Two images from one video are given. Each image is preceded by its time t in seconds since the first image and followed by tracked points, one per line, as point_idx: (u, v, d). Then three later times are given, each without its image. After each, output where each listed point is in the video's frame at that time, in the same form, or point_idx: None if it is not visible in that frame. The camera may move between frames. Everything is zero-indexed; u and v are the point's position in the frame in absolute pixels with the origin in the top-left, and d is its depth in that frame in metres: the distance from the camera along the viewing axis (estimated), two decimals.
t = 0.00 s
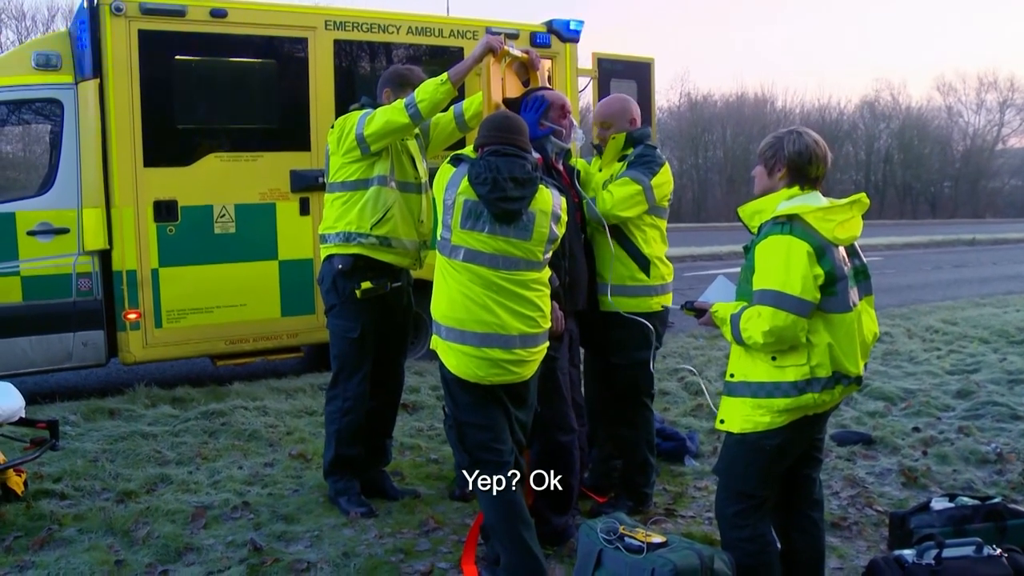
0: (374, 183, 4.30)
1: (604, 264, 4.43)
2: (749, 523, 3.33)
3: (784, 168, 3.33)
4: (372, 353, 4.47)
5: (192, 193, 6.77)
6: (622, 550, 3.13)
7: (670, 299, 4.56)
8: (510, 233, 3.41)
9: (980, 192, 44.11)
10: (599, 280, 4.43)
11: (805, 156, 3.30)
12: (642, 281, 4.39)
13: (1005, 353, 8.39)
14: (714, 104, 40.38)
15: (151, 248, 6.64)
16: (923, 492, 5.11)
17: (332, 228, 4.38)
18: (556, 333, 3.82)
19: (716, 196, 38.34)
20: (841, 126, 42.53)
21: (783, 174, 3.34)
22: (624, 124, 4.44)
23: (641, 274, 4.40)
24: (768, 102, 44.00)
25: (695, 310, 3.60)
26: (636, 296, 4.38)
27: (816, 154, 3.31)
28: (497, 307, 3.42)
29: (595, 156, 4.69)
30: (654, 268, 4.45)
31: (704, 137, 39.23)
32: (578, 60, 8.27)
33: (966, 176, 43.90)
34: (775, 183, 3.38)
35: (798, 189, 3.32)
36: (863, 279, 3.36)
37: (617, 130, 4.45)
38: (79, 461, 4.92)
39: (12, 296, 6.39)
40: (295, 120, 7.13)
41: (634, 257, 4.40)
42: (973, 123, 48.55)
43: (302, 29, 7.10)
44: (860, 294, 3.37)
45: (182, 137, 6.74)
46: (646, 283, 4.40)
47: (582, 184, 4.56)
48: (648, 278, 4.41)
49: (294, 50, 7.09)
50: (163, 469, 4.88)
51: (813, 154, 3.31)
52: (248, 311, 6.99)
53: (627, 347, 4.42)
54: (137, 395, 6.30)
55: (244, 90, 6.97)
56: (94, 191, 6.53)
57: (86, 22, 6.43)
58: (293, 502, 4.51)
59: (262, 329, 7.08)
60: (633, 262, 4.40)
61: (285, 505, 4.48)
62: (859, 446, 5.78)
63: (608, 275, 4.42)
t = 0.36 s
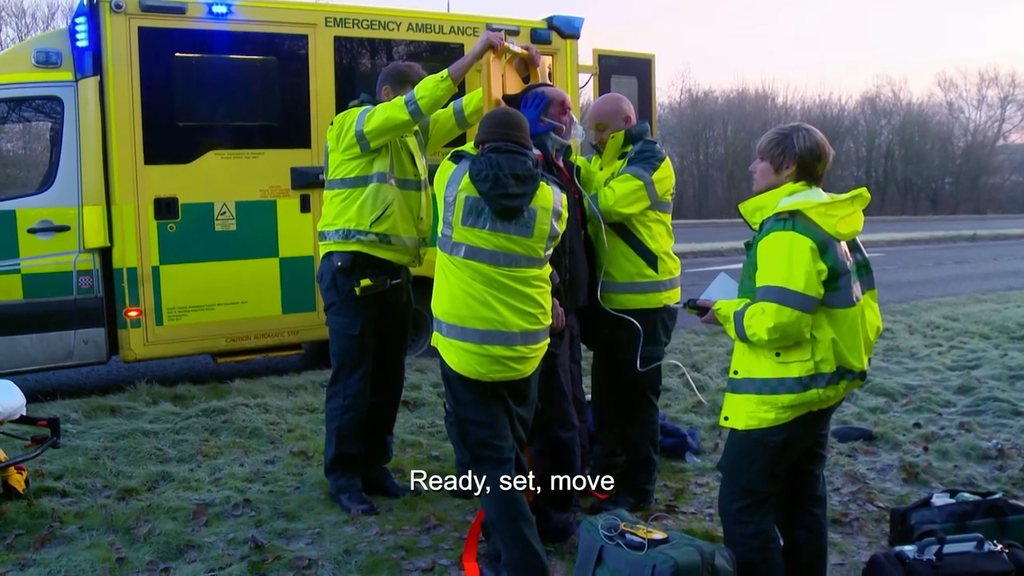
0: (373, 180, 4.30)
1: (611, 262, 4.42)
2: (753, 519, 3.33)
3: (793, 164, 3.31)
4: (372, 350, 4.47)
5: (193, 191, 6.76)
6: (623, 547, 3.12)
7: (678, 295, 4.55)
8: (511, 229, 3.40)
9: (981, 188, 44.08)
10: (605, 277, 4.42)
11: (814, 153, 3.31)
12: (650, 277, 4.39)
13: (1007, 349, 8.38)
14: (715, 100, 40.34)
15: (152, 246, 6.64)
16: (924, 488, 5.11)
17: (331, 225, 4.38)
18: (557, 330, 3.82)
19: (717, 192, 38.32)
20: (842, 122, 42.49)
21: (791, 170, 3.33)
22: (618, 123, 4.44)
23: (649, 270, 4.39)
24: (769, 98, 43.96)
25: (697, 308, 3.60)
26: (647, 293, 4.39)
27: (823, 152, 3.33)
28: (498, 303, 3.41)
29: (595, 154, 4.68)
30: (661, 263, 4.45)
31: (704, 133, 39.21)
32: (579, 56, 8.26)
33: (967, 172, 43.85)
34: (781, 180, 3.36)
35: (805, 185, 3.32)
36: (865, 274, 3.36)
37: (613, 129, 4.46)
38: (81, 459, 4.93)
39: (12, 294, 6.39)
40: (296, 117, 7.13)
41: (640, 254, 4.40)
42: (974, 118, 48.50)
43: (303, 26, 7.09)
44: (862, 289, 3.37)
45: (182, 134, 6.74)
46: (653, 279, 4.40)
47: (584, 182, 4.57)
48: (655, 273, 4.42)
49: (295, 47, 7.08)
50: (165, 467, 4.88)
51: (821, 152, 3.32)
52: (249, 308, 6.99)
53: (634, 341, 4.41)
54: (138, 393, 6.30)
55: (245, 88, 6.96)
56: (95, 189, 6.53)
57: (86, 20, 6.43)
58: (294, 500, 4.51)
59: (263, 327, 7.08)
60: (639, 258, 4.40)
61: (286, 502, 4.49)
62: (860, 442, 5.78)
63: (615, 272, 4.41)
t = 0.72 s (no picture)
0: (371, 177, 4.30)
1: (611, 258, 4.41)
2: (752, 516, 3.33)
3: (791, 161, 3.32)
4: (370, 346, 4.48)
5: (190, 188, 6.75)
6: (621, 544, 3.11)
7: (677, 292, 4.52)
8: (509, 226, 3.40)
9: (980, 185, 44.10)
10: (605, 274, 4.41)
11: (812, 150, 3.33)
12: (648, 273, 4.38)
13: (1005, 346, 8.38)
14: (713, 97, 40.34)
15: (150, 243, 6.63)
16: (922, 485, 5.11)
17: (328, 222, 4.38)
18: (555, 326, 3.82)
19: (716, 189, 38.31)
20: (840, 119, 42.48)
21: (790, 167, 3.33)
22: (616, 117, 4.43)
23: (648, 266, 4.38)
24: (767, 95, 43.97)
25: (696, 308, 3.59)
26: (645, 290, 4.38)
27: (821, 149, 3.35)
28: (495, 300, 3.41)
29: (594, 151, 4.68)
30: (660, 259, 4.44)
31: (703, 130, 39.22)
32: (577, 53, 8.25)
33: (966, 168, 43.85)
34: (779, 177, 3.36)
35: (802, 182, 3.33)
36: (863, 270, 3.36)
37: (610, 124, 4.44)
38: (79, 456, 4.92)
39: (10, 291, 6.38)
40: (294, 114, 7.12)
41: (639, 249, 4.39)
42: (972, 115, 48.49)
43: (300, 23, 7.08)
44: (860, 285, 3.37)
45: (180, 131, 6.73)
46: (651, 274, 4.38)
47: (582, 180, 4.56)
48: (655, 269, 4.40)
49: (293, 44, 7.07)
50: (163, 464, 4.88)
51: (818, 149, 3.34)
52: (248, 306, 6.99)
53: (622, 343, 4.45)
54: (137, 390, 6.29)
55: (242, 85, 6.96)
56: (92, 186, 6.52)
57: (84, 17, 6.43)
58: (293, 497, 4.51)
59: (261, 324, 7.07)
60: (639, 254, 4.39)
61: (285, 499, 4.49)
62: (859, 439, 5.78)
63: (614, 269, 4.40)
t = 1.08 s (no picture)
0: (373, 176, 4.29)
1: (612, 256, 4.41)
2: (755, 515, 3.33)
3: (790, 159, 3.32)
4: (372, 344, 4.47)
5: (194, 186, 6.76)
6: (624, 543, 3.11)
7: (678, 291, 4.53)
8: (511, 225, 3.40)
9: (983, 184, 44.04)
10: (606, 272, 4.41)
11: (810, 147, 3.32)
12: (650, 271, 4.38)
13: (1008, 344, 8.37)
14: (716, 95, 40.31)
15: (153, 241, 6.64)
16: (925, 484, 5.11)
17: (330, 220, 4.38)
18: (558, 324, 3.81)
19: (718, 187, 38.28)
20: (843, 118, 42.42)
21: (790, 165, 3.33)
22: (617, 115, 4.43)
23: (649, 264, 4.38)
24: (770, 93, 43.93)
25: (697, 308, 3.58)
26: (646, 287, 4.38)
27: (819, 146, 3.34)
28: (497, 299, 3.41)
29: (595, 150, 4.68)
30: (662, 257, 4.44)
31: (705, 129, 39.18)
32: (580, 52, 8.25)
33: (969, 167, 43.78)
34: (779, 175, 3.36)
35: (801, 180, 3.32)
36: (864, 268, 3.36)
37: (611, 121, 4.44)
38: (82, 454, 4.93)
39: (14, 289, 6.39)
40: (297, 112, 7.13)
41: (640, 247, 4.39)
42: (975, 113, 48.41)
43: (303, 21, 7.09)
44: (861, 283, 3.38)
45: (183, 130, 6.73)
46: (653, 272, 4.38)
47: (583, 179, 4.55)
48: (656, 267, 4.40)
49: (296, 42, 7.07)
50: (166, 462, 4.88)
51: (817, 146, 3.34)
52: (250, 304, 6.99)
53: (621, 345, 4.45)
54: (140, 388, 6.30)
55: (245, 83, 6.96)
56: (96, 184, 6.52)
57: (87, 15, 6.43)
58: (296, 495, 4.52)
59: (264, 322, 7.08)
60: (640, 252, 4.39)
61: (287, 497, 4.49)
62: (861, 438, 5.78)
63: (615, 266, 4.40)
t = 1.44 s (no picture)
0: (371, 173, 4.30)
1: (611, 253, 4.41)
2: (756, 512, 3.33)
3: (792, 156, 3.32)
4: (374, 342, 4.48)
5: (195, 184, 6.76)
6: (625, 540, 3.10)
7: (678, 287, 4.52)
8: (511, 223, 3.40)
9: (985, 181, 43.97)
10: (606, 269, 4.41)
11: (811, 145, 3.33)
12: (649, 267, 4.37)
13: (1009, 342, 8.37)
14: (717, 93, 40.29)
15: (154, 239, 6.64)
16: (927, 481, 5.11)
17: (329, 218, 4.38)
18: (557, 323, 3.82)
19: (720, 185, 38.26)
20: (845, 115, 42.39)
21: (791, 162, 3.33)
22: (615, 112, 4.43)
23: (647, 261, 4.37)
24: (771, 91, 43.91)
25: (699, 306, 3.55)
26: (645, 285, 4.37)
27: (820, 145, 3.34)
28: (498, 296, 3.42)
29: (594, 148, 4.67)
30: (661, 254, 4.43)
31: (707, 127, 39.17)
32: (581, 50, 8.25)
33: (971, 165, 43.74)
34: (780, 173, 3.36)
35: (803, 177, 3.31)
36: (865, 265, 3.36)
37: (609, 118, 4.45)
38: (84, 452, 4.94)
39: (15, 287, 6.39)
40: (299, 110, 7.13)
41: (639, 243, 4.38)
42: (977, 111, 48.35)
43: (305, 19, 7.09)
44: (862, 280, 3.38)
45: (184, 128, 6.73)
46: (652, 268, 4.37)
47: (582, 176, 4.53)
48: (656, 263, 4.39)
49: (297, 40, 7.08)
50: (167, 460, 4.89)
51: (817, 145, 3.34)
52: (252, 302, 6.99)
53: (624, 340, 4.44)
54: (141, 386, 6.30)
55: (247, 81, 6.96)
56: (97, 182, 6.53)
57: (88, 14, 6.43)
58: (297, 493, 4.52)
59: (265, 320, 7.08)
60: (639, 248, 4.38)
61: (288, 495, 4.49)
62: (863, 436, 5.78)
63: (614, 263, 4.39)
